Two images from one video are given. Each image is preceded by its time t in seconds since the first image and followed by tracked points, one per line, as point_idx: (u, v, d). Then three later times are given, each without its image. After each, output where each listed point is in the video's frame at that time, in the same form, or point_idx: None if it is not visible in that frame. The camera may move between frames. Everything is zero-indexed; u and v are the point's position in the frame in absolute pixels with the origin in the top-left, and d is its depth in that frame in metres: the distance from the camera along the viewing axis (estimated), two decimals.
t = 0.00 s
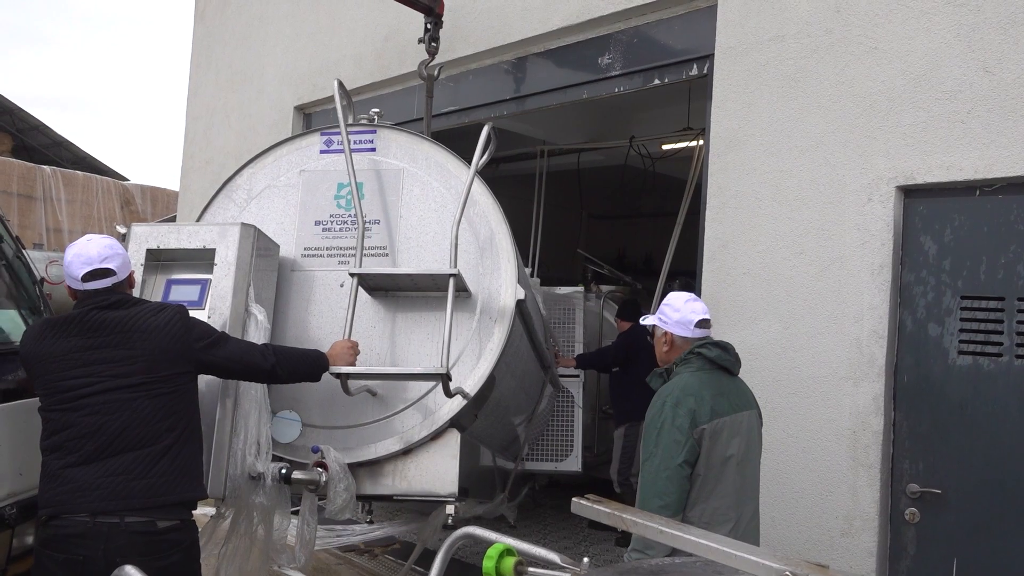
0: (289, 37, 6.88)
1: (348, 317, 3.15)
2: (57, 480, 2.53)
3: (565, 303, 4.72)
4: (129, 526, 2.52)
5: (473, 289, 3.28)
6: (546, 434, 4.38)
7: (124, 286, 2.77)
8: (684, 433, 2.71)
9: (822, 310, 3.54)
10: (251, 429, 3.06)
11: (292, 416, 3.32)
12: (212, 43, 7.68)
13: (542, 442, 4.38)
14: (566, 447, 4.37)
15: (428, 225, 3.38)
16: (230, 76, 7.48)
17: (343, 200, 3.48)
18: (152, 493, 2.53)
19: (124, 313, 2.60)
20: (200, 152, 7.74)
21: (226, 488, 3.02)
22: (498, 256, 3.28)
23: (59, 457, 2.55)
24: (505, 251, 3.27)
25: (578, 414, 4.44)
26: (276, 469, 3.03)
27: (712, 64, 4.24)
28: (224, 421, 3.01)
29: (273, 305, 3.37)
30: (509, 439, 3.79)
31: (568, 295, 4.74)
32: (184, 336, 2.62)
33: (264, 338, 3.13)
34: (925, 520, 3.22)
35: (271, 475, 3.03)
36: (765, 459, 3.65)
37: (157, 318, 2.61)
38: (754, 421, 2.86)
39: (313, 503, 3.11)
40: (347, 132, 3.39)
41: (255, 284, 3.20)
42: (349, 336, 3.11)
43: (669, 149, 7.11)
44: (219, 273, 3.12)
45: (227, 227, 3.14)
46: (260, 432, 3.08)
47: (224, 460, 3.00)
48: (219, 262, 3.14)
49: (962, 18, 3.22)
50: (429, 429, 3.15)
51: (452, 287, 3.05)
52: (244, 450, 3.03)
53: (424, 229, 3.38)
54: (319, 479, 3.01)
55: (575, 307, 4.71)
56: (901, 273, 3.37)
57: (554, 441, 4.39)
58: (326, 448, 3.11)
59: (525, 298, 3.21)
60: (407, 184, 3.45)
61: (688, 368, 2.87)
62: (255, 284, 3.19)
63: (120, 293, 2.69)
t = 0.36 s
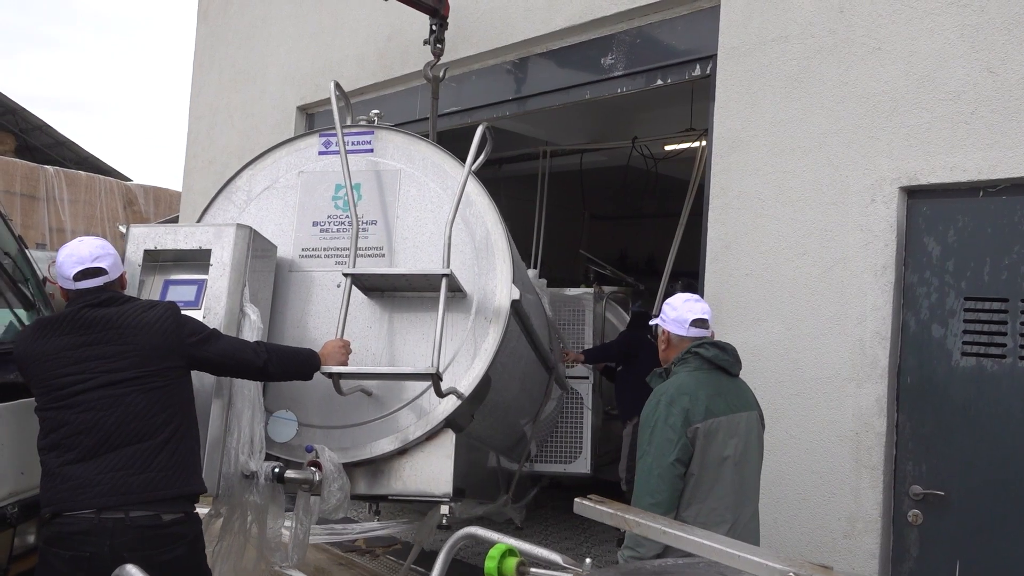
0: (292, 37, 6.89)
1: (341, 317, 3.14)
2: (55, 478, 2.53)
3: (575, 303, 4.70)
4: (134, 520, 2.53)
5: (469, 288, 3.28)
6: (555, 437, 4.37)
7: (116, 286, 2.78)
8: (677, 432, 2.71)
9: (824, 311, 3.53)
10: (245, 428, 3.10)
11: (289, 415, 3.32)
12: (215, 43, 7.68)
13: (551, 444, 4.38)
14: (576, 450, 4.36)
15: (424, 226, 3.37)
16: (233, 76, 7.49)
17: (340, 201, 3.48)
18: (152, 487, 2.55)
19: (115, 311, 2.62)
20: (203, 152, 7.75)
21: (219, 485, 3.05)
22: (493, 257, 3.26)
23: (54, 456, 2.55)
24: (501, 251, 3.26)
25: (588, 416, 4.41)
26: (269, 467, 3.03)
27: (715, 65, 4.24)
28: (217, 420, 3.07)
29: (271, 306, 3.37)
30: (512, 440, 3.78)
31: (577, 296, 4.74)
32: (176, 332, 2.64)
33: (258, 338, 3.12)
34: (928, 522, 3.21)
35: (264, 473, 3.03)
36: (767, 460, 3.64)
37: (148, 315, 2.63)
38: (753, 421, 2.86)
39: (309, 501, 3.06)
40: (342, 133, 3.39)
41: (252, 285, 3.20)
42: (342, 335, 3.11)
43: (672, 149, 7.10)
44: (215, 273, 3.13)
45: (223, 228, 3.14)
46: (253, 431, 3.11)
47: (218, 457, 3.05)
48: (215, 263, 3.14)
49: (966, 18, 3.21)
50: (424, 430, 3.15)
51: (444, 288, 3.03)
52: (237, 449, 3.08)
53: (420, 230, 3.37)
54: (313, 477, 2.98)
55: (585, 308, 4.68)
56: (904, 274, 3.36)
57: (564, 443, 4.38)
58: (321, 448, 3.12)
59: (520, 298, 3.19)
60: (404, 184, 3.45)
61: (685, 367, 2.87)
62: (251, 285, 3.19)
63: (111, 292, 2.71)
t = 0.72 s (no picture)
0: (295, 37, 6.89)
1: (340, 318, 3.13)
2: (58, 478, 2.54)
3: (581, 304, 4.68)
4: (136, 520, 2.53)
5: (468, 290, 3.27)
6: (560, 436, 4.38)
7: (122, 288, 2.78)
8: (677, 432, 2.71)
9: (828, 313, 3.53)
10: (245, 427, 3.10)
11: (290, 415, 3.33)
12: (219, 43, 7.68)
13: (559, 443, 4.38)
14: (581, 450, 4.36)
15: (425, 227, 3.37)
16: (237, 77, 7.49)
17: (341, 202, 3.47)
18: (154, 487, 2.55)
19: (118, 312, 2.62)
20: (206, 152, 7.75)
21: (219, 484, 3.05)
22: (493, 258, 3.26)
23: (57, 457, 2.56)
24: (500, 252, 3.25)
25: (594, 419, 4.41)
26: (268, 466, 3.01)
27: (719, 66, 4.23)
28: (217, 419, 3.07)
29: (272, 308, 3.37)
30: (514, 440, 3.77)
31: (584, 296, 4.71)
32: (178, 332, 2.64)
33: (258, 339, 3.11)
34: (932, 524, 3.20)
35: (264, 473, 3.01)
36: (771, 462, 3.64)
37: (151, 316, 2.63)
38: (757, 423, 2.86)
39: (307, 501, 3.08)
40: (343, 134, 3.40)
41: (252, 286, 3.20)
42: (341, 336, 3.08)
43: (675, 150, 7.10)
44: (215, 275, 3.13)
45: (224, 229, 3.15)
46: (253, 430, 3.11)
47: (217, 457, 3.05)
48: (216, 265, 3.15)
49: (970, 19, 3.20)
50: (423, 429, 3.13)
51: (442, 288, 3.02)
52: (237, 448, 3.08)
53: (421, 231, 3.37)
54: (310, 476, 2.97)
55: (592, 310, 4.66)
56: (908, 276, 3.36)
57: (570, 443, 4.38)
58: (321, 446, 3.08)
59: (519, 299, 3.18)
60: (404, 186, 3.45)
61: (689, 368, 2.86)
62: (251, 286, 3.18)
63: (115, 293, 2.71)
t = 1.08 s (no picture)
0: (298, 39, 6.91)
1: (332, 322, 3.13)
2: (60, 478, 2.54)
3: (586, 308, 4.66)
4: (141, 518, 2.54)
5: (462, 295, 3.27)
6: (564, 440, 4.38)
7: (119, 289, 2.78)
8: (679, 436, 2.71)
9: (831, 317, 3.52)
10: (237, 428, 3.10)
11: (284, 417, 3.33)
12: (222, 44, 7.70)
13: (559, 448, 4.38)
14: (584, 456, 4.35)
15: (421, 232, 3.37)
16: (240, 78, 7.50)
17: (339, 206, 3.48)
18: (156, 485, 2.55)
19: (114, 311, 2.63)
20: (209, 154, 7.76)
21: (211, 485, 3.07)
22: (487, 264, 3.25)
23: (58, 457, 2.56)
24: (494, 258, 3.24)
25: (597, 424, 4.39)
26: (259, 468, 3.02)
27: (722, 70, 4.24)
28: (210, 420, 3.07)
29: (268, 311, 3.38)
30: (512, 443, 3.77)
31: (590, 301, 4.68)
32: (173, 330, 2.64)
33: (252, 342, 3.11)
34: (935, 529, 3.20)
35: (254, 474, 3.02)
36: (772, 466, 3.64)
37: (146, 314, 2.64)
38: (759, 427, 2.86)
39: (298, 507, 3.06)
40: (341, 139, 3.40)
41: (248, 289, 3.20)
42: (333, 341, 3.10)
43: (677, 154, 7.10)
44: (211, 278, 3.13)
45: (221, 232, 3.16)
46: (245, 432, 3.10)
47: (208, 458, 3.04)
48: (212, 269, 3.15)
49: (974, 24, 3.21)
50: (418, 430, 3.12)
51: (434, 294, 3.02)
52: (229, 450, 3.07)
53: (417, 236, 3.37)
54: (303, 479, 2.97)
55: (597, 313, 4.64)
56: (911, 280, 3.36)
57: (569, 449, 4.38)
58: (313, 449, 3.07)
59: (512, 305, 3.17)
60: (401, 191, 3.45)
61: (691, 372, 2.86)
62: (247, 289, 3.19)
63: (111, 293, 2.72)
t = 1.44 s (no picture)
0: (301, 41, 6.92)
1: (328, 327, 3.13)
2: (61, 479, 2.54)
3: (591, 310, 4.63)
4: (143, 518, 2.54)
5: (458, 301, 3.27)
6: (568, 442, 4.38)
7: (122, 290, 2.79)
8: (682, 440, 2.71)
9: (833, 320, 3.52)
10: (232, 433, 3.10)
11: (282, 422, 3.30)
12: (225, 46, 7.71)
13: (564, 450, 4.37)
14: (589, 457, 4.33)
15: (418, 238, 3.37)
16: (242, 80, 7.51)
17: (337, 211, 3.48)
18: (157, 486, 2.55)
19: (115, 313, 2.63)
20: (211, 155, 7.76)
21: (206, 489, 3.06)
22: (483, 270, 3.25)
23: (60, 458, 2.57)
24: (489, 264, 3.24)
25: (601, 425, 4.40)
26: (254, 474, 3.02)
27: (725, 73, 4.24)
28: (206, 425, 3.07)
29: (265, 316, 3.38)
30: (511, 446, 3.76)
31: (595, 303, 4.64)
32: (174, 332, 2.64)
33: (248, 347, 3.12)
34: (937, 533, 3.19)
35: (250, 479, 3.02)
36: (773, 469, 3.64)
37: (148, 316, 2.63)
38: (762, 430, 2.86)
39: (295, 509, 3.08)
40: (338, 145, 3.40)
41: (245, 294, 3.20)
42: (328, 347, 3.09)
43: (679, 157, 7.10)
44: (208, 284, 3.13)
45: (218, 237, 3.15)
46: (240, 437, 3.10)
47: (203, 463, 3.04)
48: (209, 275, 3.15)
49: (977, 28, 3.21)
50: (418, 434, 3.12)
51: (428, 300, 3.02)
52: (224, 455, 3.07)
53: (414, 242, 3.37)
54: (297, 484, 2.97)
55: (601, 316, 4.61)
56: (914, 284, 3.36)
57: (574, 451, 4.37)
58: (309, 454, 3.08)
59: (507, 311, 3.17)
60: (398, 196, 3.45)
61: (694, 376, 2.86)
62: (244, 293, 3.19)
63: (114, 294, 2.72)
